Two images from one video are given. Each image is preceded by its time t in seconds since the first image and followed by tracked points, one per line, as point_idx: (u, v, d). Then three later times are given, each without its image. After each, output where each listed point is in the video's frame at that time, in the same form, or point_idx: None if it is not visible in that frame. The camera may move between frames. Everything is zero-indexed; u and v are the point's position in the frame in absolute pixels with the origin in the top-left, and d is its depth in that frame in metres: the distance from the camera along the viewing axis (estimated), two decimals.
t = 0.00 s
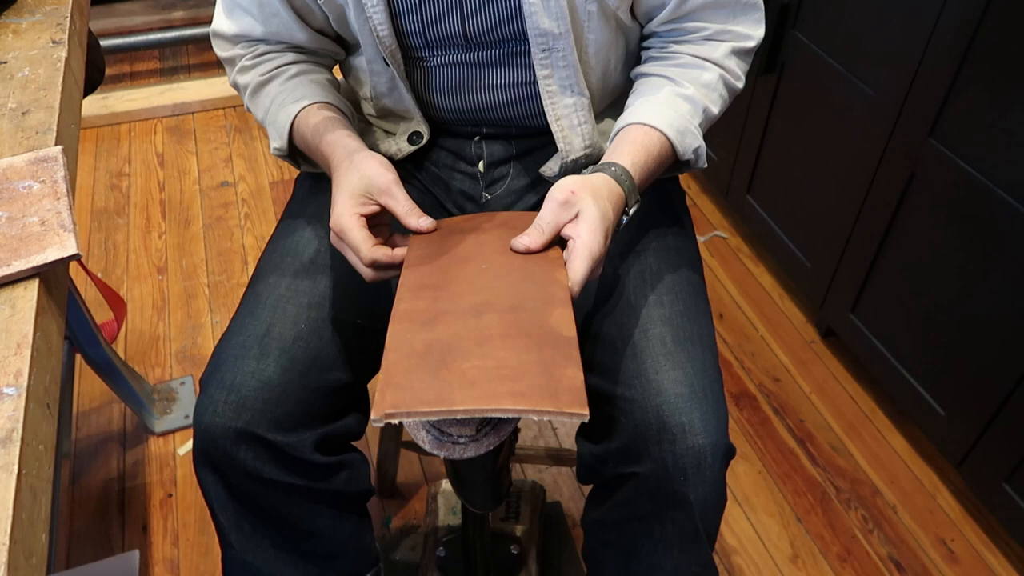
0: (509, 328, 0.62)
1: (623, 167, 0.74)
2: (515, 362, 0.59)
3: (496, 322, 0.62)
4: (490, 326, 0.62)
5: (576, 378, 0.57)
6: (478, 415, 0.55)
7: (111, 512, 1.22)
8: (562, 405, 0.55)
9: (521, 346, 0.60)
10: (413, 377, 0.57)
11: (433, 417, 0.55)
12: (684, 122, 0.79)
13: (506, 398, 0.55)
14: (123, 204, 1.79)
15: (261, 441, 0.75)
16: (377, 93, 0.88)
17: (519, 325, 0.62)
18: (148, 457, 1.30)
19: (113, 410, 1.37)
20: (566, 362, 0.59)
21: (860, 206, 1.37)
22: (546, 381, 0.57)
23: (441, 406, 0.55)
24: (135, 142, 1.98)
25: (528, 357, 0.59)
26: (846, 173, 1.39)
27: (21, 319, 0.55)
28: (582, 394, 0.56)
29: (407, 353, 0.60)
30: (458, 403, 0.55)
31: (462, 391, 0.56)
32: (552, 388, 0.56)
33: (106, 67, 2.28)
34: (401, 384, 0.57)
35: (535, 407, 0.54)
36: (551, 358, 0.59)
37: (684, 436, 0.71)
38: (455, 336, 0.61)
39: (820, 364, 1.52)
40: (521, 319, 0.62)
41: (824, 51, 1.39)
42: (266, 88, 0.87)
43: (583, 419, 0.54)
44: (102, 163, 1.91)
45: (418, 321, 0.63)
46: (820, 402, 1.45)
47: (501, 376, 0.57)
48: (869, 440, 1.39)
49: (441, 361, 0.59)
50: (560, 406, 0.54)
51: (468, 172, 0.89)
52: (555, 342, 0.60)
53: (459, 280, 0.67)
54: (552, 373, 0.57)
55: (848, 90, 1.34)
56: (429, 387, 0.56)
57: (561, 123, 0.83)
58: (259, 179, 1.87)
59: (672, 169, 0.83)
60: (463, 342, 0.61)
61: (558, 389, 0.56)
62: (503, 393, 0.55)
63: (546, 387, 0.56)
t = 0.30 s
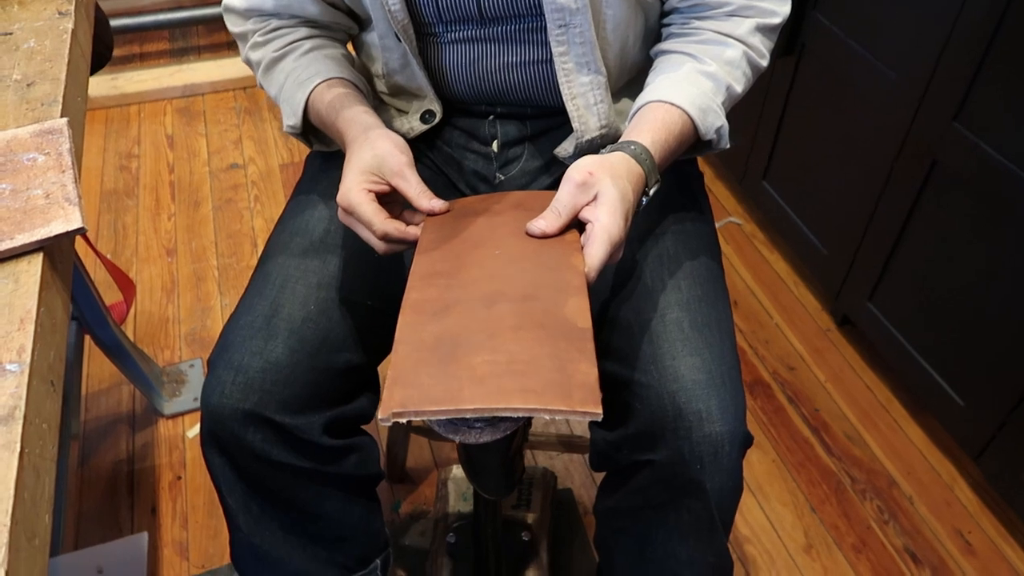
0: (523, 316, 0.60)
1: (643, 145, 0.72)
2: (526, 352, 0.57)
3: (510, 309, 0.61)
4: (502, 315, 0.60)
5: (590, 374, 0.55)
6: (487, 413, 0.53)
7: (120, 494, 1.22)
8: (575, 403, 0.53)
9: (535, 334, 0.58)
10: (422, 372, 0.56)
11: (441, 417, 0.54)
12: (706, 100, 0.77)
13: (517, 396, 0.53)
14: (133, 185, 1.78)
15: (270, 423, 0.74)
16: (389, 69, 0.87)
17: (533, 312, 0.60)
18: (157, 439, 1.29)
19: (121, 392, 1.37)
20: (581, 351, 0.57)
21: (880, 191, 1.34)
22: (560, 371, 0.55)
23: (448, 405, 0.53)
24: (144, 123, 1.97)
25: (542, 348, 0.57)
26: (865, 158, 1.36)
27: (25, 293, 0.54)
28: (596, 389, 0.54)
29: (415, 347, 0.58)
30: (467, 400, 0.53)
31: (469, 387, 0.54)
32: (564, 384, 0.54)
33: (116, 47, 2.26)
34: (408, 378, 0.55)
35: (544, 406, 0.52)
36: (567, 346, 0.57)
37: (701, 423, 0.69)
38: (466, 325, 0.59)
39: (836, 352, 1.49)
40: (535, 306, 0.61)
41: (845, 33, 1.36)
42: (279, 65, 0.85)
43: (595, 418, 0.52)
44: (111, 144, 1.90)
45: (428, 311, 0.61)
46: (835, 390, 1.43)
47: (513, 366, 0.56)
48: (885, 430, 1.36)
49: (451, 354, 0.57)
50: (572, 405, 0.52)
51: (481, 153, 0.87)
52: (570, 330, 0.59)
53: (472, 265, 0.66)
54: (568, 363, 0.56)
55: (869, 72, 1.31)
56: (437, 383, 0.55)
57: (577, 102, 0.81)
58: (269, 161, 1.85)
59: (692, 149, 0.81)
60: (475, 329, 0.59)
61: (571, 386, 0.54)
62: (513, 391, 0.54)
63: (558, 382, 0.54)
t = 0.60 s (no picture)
0: (552, 313, 0.58)
1: (679, 141, 0.71)
2: (554, 350, 0.55)
3: (539, 305, 0.59)
4: (530, 311, 0.59)
5: (620, 375, 0.53)
6: (513, 410, 0.52)
7: (142, 487, 1.22)
8: (603, 404, 0.51)
9: (565, 331, 0.57)
10: (446, 364, 0.54)
11: (465, 410, 0.52)
12: (742, 93, 0.75)
13: (543, 393, 0.52)
14: (155, 178, 1.78)
15: (292, 418, 0.73)
16: (414, 59, 0.86)
17: (562, 309, 0.59)
18: (178, 432, 1.29)
19: (143, 385, 1.37)
20: (611, 350, 0.55)
21: (911, 187, 1.31)
22: (590, 371, 0.54)
23: (473, 398, 0.52)
24: (166, 116, 1.97)
25: (572, 346, 0.56)
26: (896, 153, 1.33)
27: (48, 284, 0.53)
28: (625, 390, 0.52)
29: (440, 338, 0.57)
30: (493, 394, 0.52)
31: (495, 381, 0.53)
32: (593, 385, 0.53)
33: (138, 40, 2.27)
34: (433, 370, 0.54)
35: (572, 404, 0.51)
36: (597, 344, 0.56)
37: (731, 423, 0.68)
38: (494, 321, 0.58)
39: (863, 351, 1.47)
40: (564, 304, 0.59)
41: (877, 25, 1.33)
42: (305, 54, 0.85)
43: (623, 421, 0.51)
44: (134, 137, 1.90)
45: (455, 303, 0.60)
46: (862, 390, 1.40)
47: (541, 364, 0.54)
48: (913, 430, 1.34)
49: (477, 347, 0.56)
50: (600, 405, 0.51)
51: (506, 145, 0.86)
52: (600, 329, 0.57)
53: (499, 260, 0.64)
54: (599, 363, 0.54)
55: (901, 65, 1.29)
56: (462, 376, 0.53)
57: (604, 93, 0.79)
58: (290, 155, 1.85)
59: (728, 145, 0.79)
60: (503, 326, 0.58)
61: (600, 387, 0.52)
62: (540, 387, 0.52)
63: (587, 382, 0.53)
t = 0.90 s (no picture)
0: (561, 312, 0.57)
1: (694, 142, 0.69)
2: (561, 350, 0.54)
3: (547, 303, 0.58)
4: (537, 309, 0.58)
5: (626, 376, 0.52)
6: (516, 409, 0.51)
7: (145, 485, 1.21)
8: (606, 405, 0.50)
9: (572, 331, 0.55)
10: (449, 360, 0.53)
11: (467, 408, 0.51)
12: (758, 93, 0.74)
13: (546, 393, 0.51)
14: (163, 175, 1.78)
15: (296, 416, 0.72)
16: (423, 55, 0.85)
17: (570, 308, 0.57)
18: (183, 430, 1.28)
19: (148, 382, 1.36)
20: (619, 351, 0.54)
21: (924, 188, 1.30)
22: (597, 371, 0.52)
23: (474, 396, 0.51)
24: (175, 113, 1.97)
25: (578, 346, 0.54)
26: (910, 153, 1.31)
27: (46, 275, 0.52)
28: (632, 392, 0.51)
29: (444, 334, 0.56)
30: (495, 393, 0.51)
31: (498, 379, 0.52)
32: (598, 386, 0.51)
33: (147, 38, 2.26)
34: (436, 366, 0.53)
35: (574, 404, 0.50)
36: (604, 344, 0.54)
37: (744, 425, 0.67)
38: (500, 318, 0.57)
39: (875, 354, 1.45)
40: (573, 303, 0.58)
41: (891, 23, 1.31)
42: (318, 48, 0.84)
43: (627, 424, 0.49)
44: (142, 134, 1.90)
45: (461, 299, 0.59)
46: (874, 393, 1.38)
47: (547, 363, 0.53)
48: (926, 434, 1.32)
49: (480, 345, 0.55)
50: (604, 407, 0.50)
51: (515, 141, 0.84)
52: (608, 329, 0.56)
53: (507, 256, 0.63)
54: (606, 364, 0.53)
55: (916, 63, 1.27)
56: (466, 374, 0.52)
57: (616, 91, 0.78)
58: (298, 153, 1.84)
59: (742, 145, 0.78)
60: (509, 323, 0.56)
61: (605, 388, 0.51)
62: (543, 387, 0.51)
63: (592, 384, 0.51)
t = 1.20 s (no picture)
0: (566, 302, 0.56)
1: (704, 140, 0.69)
2: (566, 339, 0.53)
3: (553, 294, 0.57)
4: (543, 299, 0.57)
5: (633, 367, 0.51)
6: (519, 395, 0.50)
7: (145, 479, 1.20)
8: (612, 395, 0.49)
9: (578, 321, 0.55)
10: (452, 346, 0.52)
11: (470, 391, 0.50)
12: (768, 91, 0.73)
13: (551, 380, 0.50)
14: (165, 168, 1.77)
15: (297, 412, 0.71)
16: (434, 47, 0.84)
17: (576, 300, 0.57)
18: (183, 425, 1.28)
19: (149, 376, 1.36)
20: (625, 342, 0.53)
21: (933, 187, 1.28)
22: (602, 361, 0.51)
23: (477, 379, 0.50)
24: (178, 107, 1.96)
25: (584, 336, 0.53)
26: (919, 153, 1.30)
27: (44, 266, 0.51)
28: (638, 383, 0.50)
29: (448, 320, 0.55)
30: (498, 377, 0.50)
31: (502, 366, 0.51)
32: (604, 376, 0.50)
33: (151, 31, 2.25)
34: (439, 349, 0.52)
35: (579, 393, 0.49)
36: (611, 336, 0.54)
37: (753, 425, 0.66)
38: (504, 307, 0.56)
39: (880, 355, 1.44)
40: (578, 294, 0.57)
41: (901, 21, 1.30)
42: (336, 35, 0.84)
43: (635, 415, 0.49)
44: (145, 127, 1.89)
45: (466, 286, 0.58)
46: (879, 394, 1.37)
47: (552, 352, 0.52)
48: (931, 436, 1.31)
49: (485, 332, 0.54)
50: (610, 397, 0.49)
51: (522, 136, 0.84)
52: (615, 320, 0.55)
53: (512, 248, 0.62)
54: (611, 355, 0.52)
55: (926, 62, 1.26)
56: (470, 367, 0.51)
57: (624, 87, 0.77)
58: (301, 147, 1.83)
59: (750, 143, 0.77)
60: (513, 312, 0.55)
61: (610, 378, 0.50)
62: (548, 374, 0.50)
63: (597, 374, 0.50)
